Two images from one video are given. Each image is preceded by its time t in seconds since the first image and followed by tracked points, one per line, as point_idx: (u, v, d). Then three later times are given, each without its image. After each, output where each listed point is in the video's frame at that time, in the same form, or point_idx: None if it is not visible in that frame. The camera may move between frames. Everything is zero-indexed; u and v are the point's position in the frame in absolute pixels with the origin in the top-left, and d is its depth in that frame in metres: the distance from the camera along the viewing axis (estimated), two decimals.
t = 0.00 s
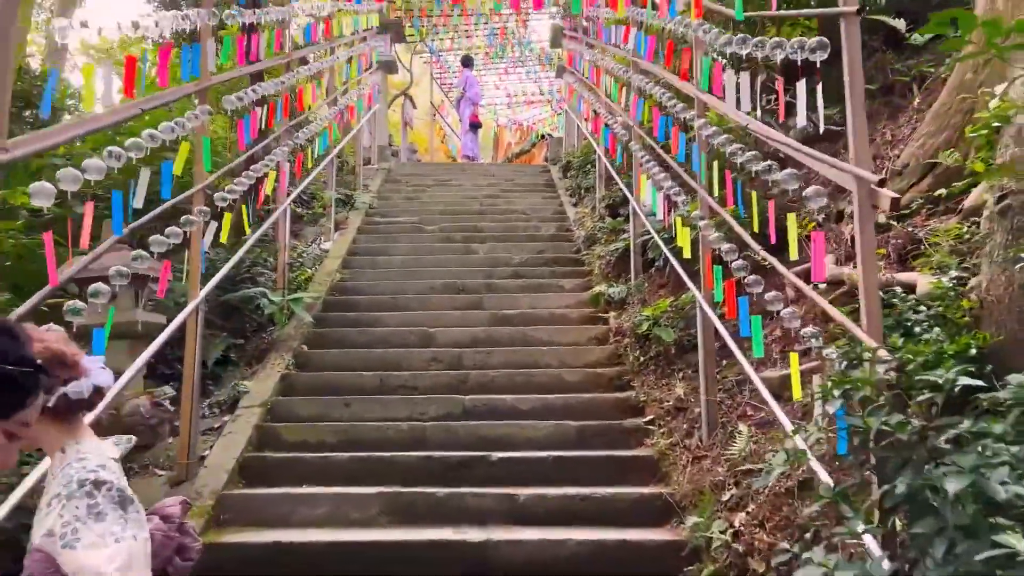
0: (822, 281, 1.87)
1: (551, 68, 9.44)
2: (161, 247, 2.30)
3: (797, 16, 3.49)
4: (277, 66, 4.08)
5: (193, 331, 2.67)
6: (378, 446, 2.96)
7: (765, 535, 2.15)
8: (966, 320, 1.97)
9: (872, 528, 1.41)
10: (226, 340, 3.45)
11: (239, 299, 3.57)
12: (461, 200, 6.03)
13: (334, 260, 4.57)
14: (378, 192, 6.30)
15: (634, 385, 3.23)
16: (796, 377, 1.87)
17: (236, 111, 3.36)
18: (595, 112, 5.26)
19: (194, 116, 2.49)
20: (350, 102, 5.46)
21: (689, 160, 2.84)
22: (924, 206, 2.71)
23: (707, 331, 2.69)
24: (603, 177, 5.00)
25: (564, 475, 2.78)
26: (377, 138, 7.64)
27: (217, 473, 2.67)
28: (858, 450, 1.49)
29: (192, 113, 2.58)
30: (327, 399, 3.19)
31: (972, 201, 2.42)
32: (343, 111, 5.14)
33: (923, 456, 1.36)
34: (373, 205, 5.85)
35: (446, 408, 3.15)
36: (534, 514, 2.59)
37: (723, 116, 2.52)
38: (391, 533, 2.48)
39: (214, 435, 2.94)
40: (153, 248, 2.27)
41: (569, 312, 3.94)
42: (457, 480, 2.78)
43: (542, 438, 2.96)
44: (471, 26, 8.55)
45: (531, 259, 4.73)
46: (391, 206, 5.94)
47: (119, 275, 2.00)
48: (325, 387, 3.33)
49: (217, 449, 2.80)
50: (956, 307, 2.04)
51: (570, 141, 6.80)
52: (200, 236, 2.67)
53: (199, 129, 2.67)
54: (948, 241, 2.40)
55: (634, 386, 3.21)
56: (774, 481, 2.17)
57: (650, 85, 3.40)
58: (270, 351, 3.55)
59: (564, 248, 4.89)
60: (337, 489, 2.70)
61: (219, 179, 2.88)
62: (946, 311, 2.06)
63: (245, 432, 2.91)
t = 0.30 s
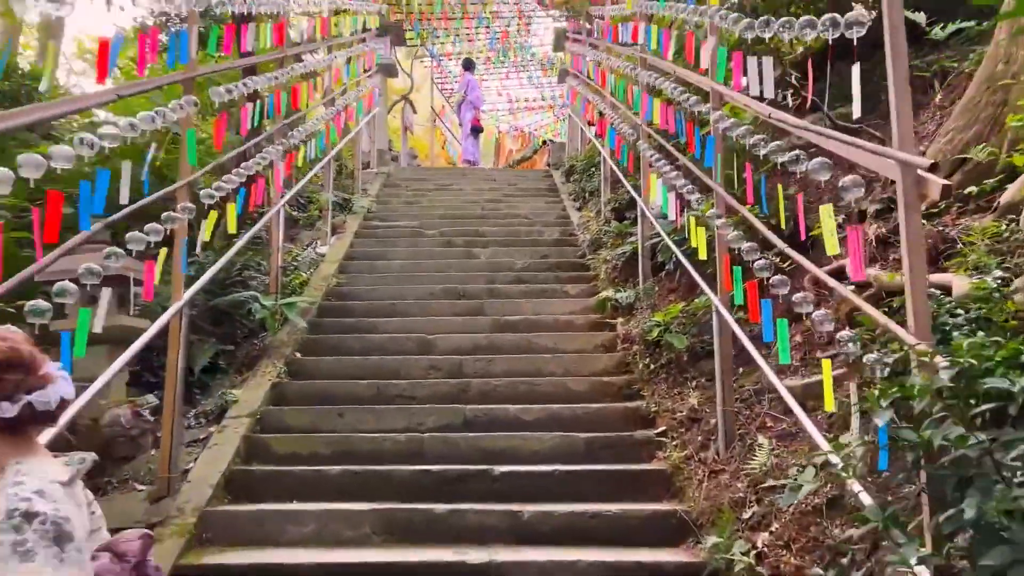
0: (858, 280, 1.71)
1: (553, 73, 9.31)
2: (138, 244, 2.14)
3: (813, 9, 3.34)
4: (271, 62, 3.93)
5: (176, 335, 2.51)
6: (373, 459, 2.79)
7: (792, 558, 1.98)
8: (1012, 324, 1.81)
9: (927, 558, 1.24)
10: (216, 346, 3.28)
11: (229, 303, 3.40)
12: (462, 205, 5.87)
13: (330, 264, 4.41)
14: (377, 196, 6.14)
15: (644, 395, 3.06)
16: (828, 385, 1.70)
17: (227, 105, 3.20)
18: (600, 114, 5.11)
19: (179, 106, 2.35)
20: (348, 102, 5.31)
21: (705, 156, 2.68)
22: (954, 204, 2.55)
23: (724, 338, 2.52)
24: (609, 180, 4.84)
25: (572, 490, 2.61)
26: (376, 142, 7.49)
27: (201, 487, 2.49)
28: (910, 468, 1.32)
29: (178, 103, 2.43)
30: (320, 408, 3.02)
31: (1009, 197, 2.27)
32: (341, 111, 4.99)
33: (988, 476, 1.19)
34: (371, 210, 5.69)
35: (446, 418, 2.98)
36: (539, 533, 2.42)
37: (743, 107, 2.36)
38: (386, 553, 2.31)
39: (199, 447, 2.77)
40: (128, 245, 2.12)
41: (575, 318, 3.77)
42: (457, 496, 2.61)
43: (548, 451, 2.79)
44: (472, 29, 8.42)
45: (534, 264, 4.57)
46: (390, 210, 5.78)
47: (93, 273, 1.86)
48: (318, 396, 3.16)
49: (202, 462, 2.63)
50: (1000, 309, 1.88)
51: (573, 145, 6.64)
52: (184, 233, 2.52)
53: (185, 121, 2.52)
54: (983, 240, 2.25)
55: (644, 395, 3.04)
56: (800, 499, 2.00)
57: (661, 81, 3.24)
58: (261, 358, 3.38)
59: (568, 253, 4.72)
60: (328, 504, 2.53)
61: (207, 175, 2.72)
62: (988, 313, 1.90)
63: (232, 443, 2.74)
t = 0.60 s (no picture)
0: (886, 274, 1.54)
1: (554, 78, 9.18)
2: (109, 240, 1.98)
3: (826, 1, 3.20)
4: (261, 58, 3.78)
5: (153, 336, 2.35)
6: (364, 472, 2.63)
7: None
8: None
9: None
10: (199, 351, 3.12)
11: (214, 306, 3.24)
12: (459, 209, 5.72)
13: (323, 268, 4.25)
14: (373, 200, 5.99)
15: (650, 404, 2.90)
16: (857, 394, 1.55)
17: (213, 100, 3.06)
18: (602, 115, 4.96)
19: (156, 94, 2.21)
20: (344, 103, 5.17)
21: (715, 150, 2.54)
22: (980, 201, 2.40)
23: (736, 342, 2.37)
24: (611, 183, 4.69)
25: (574, 505, 2.45)
26: (373, 145, 7.35)
27: (178, 502, 2.33)
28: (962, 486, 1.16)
29: (155, 90, 2.28)
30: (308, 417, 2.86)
31: None
32: (335, 112, 4.85)
33: None
34: (367, 213, 5.54)
35: (441, 428, 2.82)
36: (540, 552, 2.25)
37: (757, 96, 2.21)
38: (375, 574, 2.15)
39: (178, 459, 2.61)
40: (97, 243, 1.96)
41: (577, 324, 3.62)
42: (452, 511, 2.45)
43: (549, 464, 2.62)
44: (471, 32, 8.29)
45: (534, 268, 4.41)
46: (387, 214, 5.63)
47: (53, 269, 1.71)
48: (306, 405, 2.99)
49: (180, 475, 2.47)
50: None
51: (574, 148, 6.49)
52: (163, 230, 2.37)
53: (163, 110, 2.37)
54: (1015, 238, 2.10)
55: (651, 404, 2.88)
56: (823, 517, 1.85)
57: (668, 75, 3.10)
58: (247, 365, 3.22)
59: (569, 257, 4.57)
60: (314, 521, 2.37)
61: (190, 170, 2.57)
62: None
63: (213, 455, 2.58)
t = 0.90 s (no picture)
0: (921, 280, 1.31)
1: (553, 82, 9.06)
2: (73, 238, 1.82)
3: None
4: (251, 55, 3.65)
5: (127, 338, 2.21)
6: (351, 485, 2.48)
7: None
8: None
9: None
10: (182, 358, 2.98)
11: (198, 311, 3.10)
12: (457, 213, 5.59)
13: (315, 273, 4.12)
14: (369, 204, 5.86)
15: (653, 414, 2.76)
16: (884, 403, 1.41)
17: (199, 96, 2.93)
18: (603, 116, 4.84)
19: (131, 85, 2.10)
20: (339, 105, 5.05)
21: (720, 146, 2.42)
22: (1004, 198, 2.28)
23: (746, 348, 2.23)
24: (612, 185, 4.56)
25: (575, 521, 2.31)
26: (370, 150, 7.23)
27: (151, 518, 2.18)
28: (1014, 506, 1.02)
29: (129, 80, 2.16)
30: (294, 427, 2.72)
31: None
32: (330, 113, 4.73)
33: None
34: (362, 218, 5.41)
35: (433, 438, 2.68)
36: (538, 571, 2.11)
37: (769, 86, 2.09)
38: None
39: (155, 472, 2.46)
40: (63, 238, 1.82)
41: (577, 330, 3.48)
42: (445, 527, 2.30)
43: (548, 477, 2.48)
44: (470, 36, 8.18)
45: (533, 273, 4.28)
46: (382, 218, 5.50)
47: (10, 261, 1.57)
48: (292, 414, 2.85)
49: (155, 488, 2.32)
50: None
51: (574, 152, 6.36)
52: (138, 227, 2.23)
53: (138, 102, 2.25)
54: None
55: (654, 414, 2.74)
56: (845, 536, 1.73)
57: (673, 71, 2.97)
58: (232, 372, 3.08)
59: (569, 262, 4.44)
60: (298, 537, 2.23)
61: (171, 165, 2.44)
62: None
63: (192, 467, 2.44)
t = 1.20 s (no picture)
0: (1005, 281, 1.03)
1: (555, 89, 8.93)
2: (36, 232, 1.67)
3: None
4: (242, 51, 3.50)
5: (100, 341, 2.04)
6: (343, 503, 2.31)
7: None
8: None
9: None
10: (165, 366, 2.81)
11: (184, 317, 2.93)
12: (457, 219, 5.44)
13: (310, 279, 3.96)
14: (367, 210, 5.71)
15: (666, 426, 2.59)
16: (941, 415, 1.24)
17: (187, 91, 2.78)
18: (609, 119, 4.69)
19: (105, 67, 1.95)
20: (336, 107, 4.90)
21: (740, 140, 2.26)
22: None
23: (767, 355, 2.07)
24: (618, 190, 4.40)
25: (584, 542, 2.13)
26: (369, 156, 7.09)
27: (124, 538, 2.01)
28: None
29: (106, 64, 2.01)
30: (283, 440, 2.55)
31: None
32: (327, 116, 4.58)
33: None
34: (360, 224, 5.26)
35: (432, 452, 2.51)
36: None
37: (793, 72, 1.94)
38: None
39: (132, 488, 2.29)
40: (26, 229, 1.66)
41: (583, 339, 3.31)
42: (443, 548, 2.13)
43: (554, 493, 2.31)
44: (471, 41, 8.05)
45: (536, 279, 4.12)
46: (381, 223, 5.35)
47: None
48: (281, 427, 2.68)
49: (131, 505, 2.15)
50: None
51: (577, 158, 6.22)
52: (117, 222, 2.07)
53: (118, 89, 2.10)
54: None
55: (667, 426, 2.57)
56: (887, 562, 1.56)
57: (685, 65, 2.82)
58: (219, 381, 2.91)
59: (573, 268, 4.28)
60: (283, 559, 2.06)
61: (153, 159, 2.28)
62: None
63: (172, 483, 2.27)
